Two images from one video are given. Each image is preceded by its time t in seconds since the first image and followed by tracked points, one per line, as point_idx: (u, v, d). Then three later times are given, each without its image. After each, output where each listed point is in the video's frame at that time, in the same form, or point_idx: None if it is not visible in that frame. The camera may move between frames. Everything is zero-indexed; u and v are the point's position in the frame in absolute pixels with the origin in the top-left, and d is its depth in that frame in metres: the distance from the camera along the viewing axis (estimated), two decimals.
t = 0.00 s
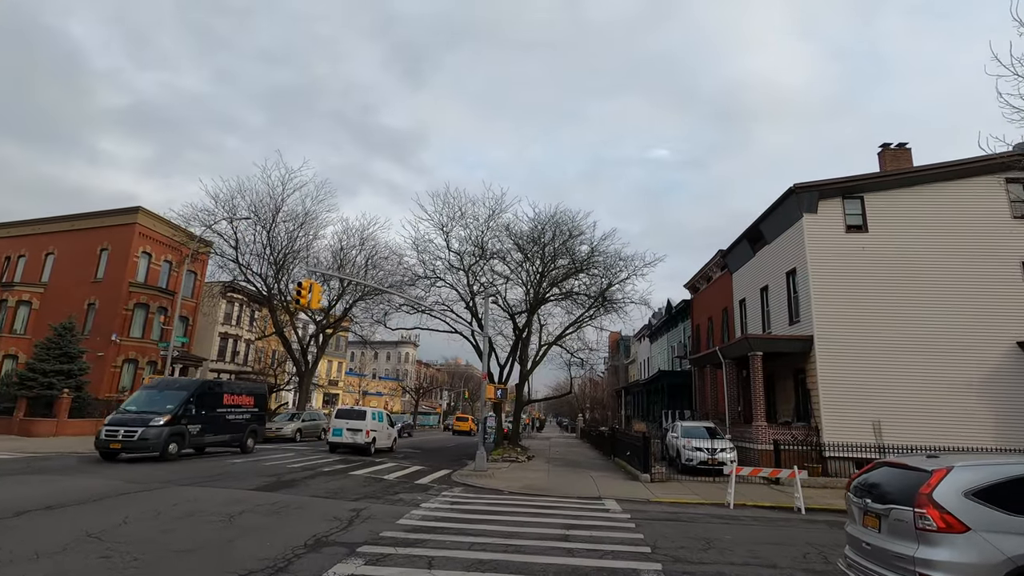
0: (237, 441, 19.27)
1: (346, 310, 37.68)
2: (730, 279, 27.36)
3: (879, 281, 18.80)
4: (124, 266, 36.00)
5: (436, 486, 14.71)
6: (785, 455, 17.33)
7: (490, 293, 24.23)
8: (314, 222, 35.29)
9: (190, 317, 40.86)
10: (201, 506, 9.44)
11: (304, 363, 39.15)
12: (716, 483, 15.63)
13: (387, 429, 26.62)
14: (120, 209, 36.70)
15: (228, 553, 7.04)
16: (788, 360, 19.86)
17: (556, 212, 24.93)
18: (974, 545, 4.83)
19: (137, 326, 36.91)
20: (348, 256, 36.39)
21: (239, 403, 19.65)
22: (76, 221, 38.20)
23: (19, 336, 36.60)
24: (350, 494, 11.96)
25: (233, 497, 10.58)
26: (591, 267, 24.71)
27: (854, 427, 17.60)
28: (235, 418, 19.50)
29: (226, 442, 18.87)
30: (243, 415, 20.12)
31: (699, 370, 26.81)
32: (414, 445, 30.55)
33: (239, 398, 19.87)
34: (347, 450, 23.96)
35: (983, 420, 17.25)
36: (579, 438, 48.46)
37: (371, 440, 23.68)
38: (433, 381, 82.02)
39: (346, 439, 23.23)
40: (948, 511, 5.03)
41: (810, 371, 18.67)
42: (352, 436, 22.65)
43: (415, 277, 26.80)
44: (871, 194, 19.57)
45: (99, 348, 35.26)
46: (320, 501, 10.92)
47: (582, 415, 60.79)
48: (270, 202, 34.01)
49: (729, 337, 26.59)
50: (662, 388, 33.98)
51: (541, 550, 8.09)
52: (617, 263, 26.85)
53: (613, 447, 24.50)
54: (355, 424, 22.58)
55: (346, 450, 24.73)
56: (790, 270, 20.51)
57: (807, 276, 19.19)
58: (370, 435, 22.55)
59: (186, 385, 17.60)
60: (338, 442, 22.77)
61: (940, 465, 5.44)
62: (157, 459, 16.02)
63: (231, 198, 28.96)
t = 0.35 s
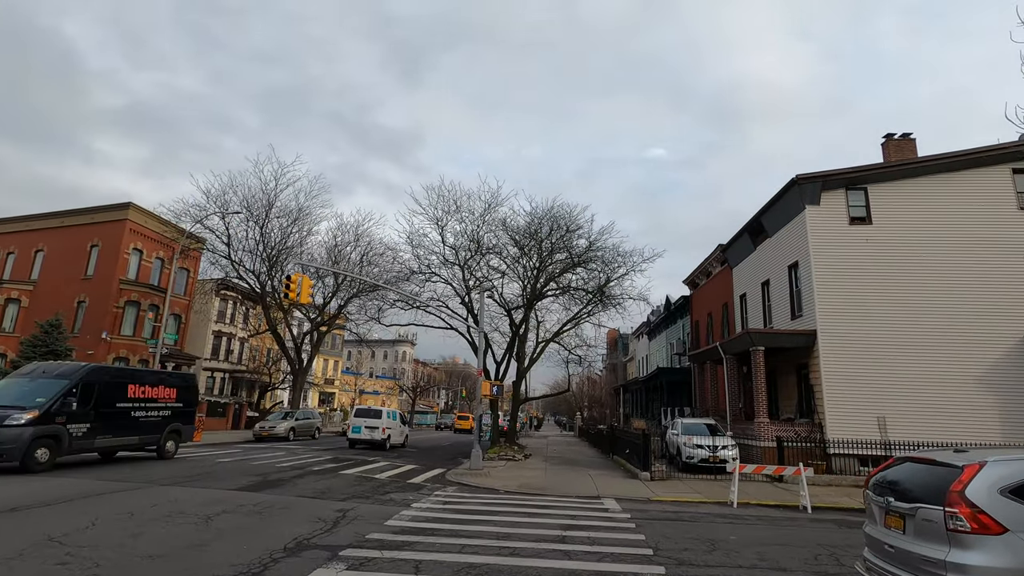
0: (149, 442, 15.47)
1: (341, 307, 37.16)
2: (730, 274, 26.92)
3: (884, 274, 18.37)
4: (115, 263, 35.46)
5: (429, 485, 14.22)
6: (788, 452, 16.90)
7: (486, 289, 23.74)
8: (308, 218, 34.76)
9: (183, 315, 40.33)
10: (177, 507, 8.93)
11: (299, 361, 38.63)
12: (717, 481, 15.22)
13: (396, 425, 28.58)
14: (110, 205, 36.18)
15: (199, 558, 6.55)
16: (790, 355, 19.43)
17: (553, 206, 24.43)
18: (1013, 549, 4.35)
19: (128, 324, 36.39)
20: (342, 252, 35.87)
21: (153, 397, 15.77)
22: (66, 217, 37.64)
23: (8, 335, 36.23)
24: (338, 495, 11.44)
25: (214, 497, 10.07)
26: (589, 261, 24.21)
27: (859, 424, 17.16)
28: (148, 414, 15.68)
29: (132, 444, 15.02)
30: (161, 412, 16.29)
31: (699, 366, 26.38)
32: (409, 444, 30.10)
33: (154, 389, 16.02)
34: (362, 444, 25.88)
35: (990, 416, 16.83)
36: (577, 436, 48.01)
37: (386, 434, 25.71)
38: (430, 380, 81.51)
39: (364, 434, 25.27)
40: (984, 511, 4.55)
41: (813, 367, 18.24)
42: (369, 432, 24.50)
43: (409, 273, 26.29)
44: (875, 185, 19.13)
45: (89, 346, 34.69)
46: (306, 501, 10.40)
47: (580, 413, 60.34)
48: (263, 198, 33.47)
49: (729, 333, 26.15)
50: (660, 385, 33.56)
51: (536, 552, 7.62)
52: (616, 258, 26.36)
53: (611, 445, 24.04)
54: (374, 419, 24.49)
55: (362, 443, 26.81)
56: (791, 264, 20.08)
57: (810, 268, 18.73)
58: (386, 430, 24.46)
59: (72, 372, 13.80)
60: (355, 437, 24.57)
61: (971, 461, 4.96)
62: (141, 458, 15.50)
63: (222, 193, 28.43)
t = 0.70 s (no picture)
0: None
1: (336, 306, 36.62)
2: (732, 271, 26.48)
3: (890, 268, 17.95)
4: (105, 262, 34.91)
5: (424, 488, 13.73)
6: (794, 452, 16.49)
7: (482, 286, 23.24)
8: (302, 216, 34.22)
9: (176, 314, 39.76)
10: (153, 515, 8.41)
11: (294, 361, 38.10)
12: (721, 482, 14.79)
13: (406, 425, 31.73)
14: (101, 203, 35.63)
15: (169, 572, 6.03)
16: (794, 352, 18.97)
17: (551, 201, 23.93)
18: None
19: (120, 324, 35.84)
20: (337, 250, 35.34)
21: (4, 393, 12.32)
22: (56, 216, 37.03)
23: None
24: (328, 499, 10.96)
25: (196, 502, 9.59)
26: (588, 257, 23.74)
27: (866, 422, 16.73)
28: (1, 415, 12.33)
29: None
30: (24, 410, 12.84)
31: (700, 364, 25.94)
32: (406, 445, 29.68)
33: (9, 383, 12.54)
34: (377, 443, 28.76)
35: (1000, 413, 16.40)
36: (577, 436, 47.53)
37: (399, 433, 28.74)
38: (428, 379, 80.96)
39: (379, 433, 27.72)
40: None
41: (818, 364, 17.79)
42: (383, 432, 27.16)
43: (405, 270, 25.78)
44: (880, 178, 18.69)
45: (80, 347, 34.13)
46: (293, 506, 9.91)
47: (579, 413, 59.86)
48: (256, 195, 32.93)
49: (731, 330, 25.69)
50: (660, 383, 33.15)
51: (534, 561, 7.13)
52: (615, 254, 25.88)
53: (611, 445, 23.58)
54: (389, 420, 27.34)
55: (377, 444, 29.29)
56: (795, 258, 19.61)
57: (814, 263, 18.29)
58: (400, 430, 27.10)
59: None
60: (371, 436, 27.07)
61: (1016, 463, 4.49)
62: (124, 462, 14.96)
63: (214, 189, 27.90)
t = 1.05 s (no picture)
0: None
1: (334, 304, 36.15)
2: (736, 267, 25.99)
3: (901, 261, 17.46)
4: (100, 260, 34.44)
5: (421, 490, 13.24)
6: (802, 452, 16.12)
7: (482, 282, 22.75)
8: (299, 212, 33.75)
9: (172, 313, 39.30)
10: (130, 522, 7.91)
11: (292, 360, 37.59)
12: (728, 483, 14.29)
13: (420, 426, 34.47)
14: (95, 201, 35.13)
15: None
16: (802, 348, 18.48)
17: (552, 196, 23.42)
18: None
19: (115, 323, 35.39)
20: (335, 247, 34.86)
21: None
22: (50, 214, 36.54)
23: None
24: (320, 502, 10.48)
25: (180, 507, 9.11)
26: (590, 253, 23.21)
27: (877, 420, 16.24)
28: None
29: None
30: None
31: (704, 361, 25.44)
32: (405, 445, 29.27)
33: None
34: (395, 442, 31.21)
35: (1015, 411, 15.92)
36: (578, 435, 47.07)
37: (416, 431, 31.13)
38: (428, 378, 80.51)
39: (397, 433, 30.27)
40: None
41: (826, 361, 17.31)
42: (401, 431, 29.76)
43: (403, 267, 25.29)
44: (890, 169, 18.18)
45: (75, 346, 33.70)
46: (283, 510, 9.43)
47: (580, 412, 59.41)
48: (252, 192, 32.46)
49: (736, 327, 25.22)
50: (662, 381, 32.67)
51: (537, 571, 6.65)
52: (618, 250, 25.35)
53: (614, 444, 23.09)
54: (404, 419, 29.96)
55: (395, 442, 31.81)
56: (803, 253, 19.12)
57: (823, 257, 17.78)
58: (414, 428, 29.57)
59: None
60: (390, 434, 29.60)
61: None
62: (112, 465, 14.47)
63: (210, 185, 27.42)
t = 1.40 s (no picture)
0: None
1: (332, 302, 35.71)
2: (740, 263, 25.53)
3: (911, 254, 16.98)
4: (96, 257, 34.02)
5: (418, 490, 12.76)
6: (811, 451, 15.58)
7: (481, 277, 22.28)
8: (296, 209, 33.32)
9: (168, 312, 38.88)
10: (105, 525, 7.44)
11: (289, 358, 37.12)
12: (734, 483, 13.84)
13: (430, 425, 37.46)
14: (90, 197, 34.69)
15: None
16: (809, 344, 17.99)
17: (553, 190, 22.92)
18: None
19: (110, 321, 34.97)
20: (333, 244, 34.42)
21: None
22: (45, 210, 36.11)
23: None
24: (311, 503, 10.00)
25: (162, 509, 8.64)
26: (591, 249, 22.72)
27: (887, 417, 15.79)
28: None
29: None
30: None
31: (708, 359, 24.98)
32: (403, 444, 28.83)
33: None
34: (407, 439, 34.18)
35: None
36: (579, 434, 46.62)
37: (428, 432, 33.29)
38: (429, 378, 80.06)
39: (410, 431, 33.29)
40: None
41: (835, 357, 16.82)
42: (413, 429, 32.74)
43: (400, 262, 24.84)
44: (900, 160, 17.69)
45: (69, 344, 33.30)
46: (269, 514, 8.95)
47: (581, 411, 58.96)
48: (248, 188, 32.03)
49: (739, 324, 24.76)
50: (664, 380, 32.20)
51: None
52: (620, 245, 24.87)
53: (616, 443, 22.62)
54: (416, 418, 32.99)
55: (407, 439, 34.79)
56: (809, 247, 18.64)
57: (831, 250, 17.28)
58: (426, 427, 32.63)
59: None
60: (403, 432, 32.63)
61: None
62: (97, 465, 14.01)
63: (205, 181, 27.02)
